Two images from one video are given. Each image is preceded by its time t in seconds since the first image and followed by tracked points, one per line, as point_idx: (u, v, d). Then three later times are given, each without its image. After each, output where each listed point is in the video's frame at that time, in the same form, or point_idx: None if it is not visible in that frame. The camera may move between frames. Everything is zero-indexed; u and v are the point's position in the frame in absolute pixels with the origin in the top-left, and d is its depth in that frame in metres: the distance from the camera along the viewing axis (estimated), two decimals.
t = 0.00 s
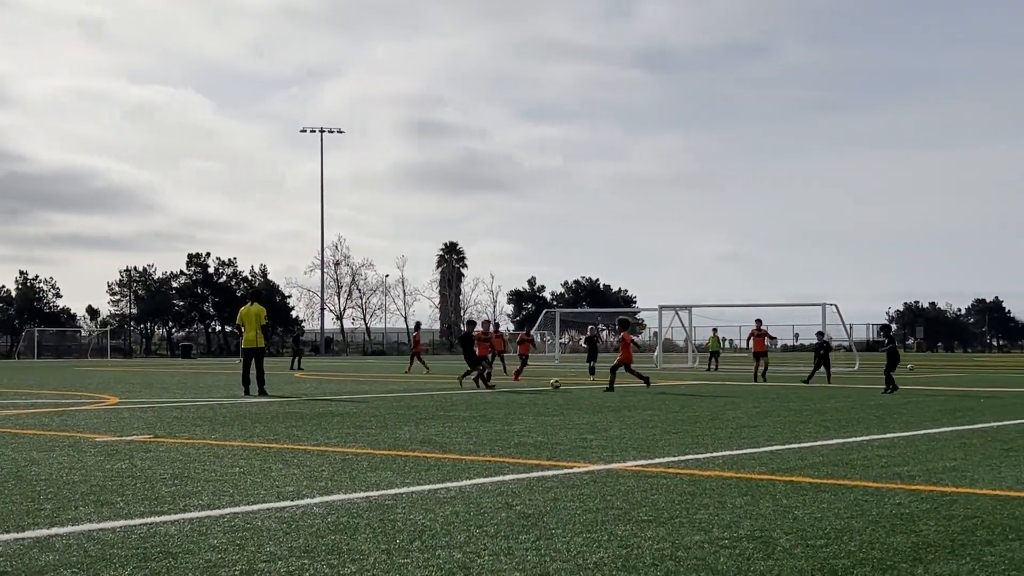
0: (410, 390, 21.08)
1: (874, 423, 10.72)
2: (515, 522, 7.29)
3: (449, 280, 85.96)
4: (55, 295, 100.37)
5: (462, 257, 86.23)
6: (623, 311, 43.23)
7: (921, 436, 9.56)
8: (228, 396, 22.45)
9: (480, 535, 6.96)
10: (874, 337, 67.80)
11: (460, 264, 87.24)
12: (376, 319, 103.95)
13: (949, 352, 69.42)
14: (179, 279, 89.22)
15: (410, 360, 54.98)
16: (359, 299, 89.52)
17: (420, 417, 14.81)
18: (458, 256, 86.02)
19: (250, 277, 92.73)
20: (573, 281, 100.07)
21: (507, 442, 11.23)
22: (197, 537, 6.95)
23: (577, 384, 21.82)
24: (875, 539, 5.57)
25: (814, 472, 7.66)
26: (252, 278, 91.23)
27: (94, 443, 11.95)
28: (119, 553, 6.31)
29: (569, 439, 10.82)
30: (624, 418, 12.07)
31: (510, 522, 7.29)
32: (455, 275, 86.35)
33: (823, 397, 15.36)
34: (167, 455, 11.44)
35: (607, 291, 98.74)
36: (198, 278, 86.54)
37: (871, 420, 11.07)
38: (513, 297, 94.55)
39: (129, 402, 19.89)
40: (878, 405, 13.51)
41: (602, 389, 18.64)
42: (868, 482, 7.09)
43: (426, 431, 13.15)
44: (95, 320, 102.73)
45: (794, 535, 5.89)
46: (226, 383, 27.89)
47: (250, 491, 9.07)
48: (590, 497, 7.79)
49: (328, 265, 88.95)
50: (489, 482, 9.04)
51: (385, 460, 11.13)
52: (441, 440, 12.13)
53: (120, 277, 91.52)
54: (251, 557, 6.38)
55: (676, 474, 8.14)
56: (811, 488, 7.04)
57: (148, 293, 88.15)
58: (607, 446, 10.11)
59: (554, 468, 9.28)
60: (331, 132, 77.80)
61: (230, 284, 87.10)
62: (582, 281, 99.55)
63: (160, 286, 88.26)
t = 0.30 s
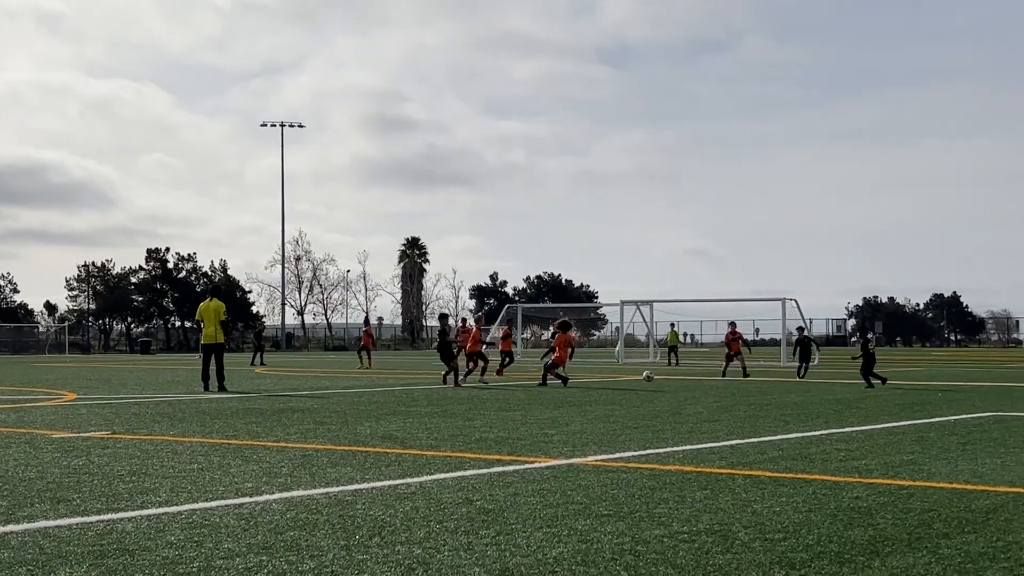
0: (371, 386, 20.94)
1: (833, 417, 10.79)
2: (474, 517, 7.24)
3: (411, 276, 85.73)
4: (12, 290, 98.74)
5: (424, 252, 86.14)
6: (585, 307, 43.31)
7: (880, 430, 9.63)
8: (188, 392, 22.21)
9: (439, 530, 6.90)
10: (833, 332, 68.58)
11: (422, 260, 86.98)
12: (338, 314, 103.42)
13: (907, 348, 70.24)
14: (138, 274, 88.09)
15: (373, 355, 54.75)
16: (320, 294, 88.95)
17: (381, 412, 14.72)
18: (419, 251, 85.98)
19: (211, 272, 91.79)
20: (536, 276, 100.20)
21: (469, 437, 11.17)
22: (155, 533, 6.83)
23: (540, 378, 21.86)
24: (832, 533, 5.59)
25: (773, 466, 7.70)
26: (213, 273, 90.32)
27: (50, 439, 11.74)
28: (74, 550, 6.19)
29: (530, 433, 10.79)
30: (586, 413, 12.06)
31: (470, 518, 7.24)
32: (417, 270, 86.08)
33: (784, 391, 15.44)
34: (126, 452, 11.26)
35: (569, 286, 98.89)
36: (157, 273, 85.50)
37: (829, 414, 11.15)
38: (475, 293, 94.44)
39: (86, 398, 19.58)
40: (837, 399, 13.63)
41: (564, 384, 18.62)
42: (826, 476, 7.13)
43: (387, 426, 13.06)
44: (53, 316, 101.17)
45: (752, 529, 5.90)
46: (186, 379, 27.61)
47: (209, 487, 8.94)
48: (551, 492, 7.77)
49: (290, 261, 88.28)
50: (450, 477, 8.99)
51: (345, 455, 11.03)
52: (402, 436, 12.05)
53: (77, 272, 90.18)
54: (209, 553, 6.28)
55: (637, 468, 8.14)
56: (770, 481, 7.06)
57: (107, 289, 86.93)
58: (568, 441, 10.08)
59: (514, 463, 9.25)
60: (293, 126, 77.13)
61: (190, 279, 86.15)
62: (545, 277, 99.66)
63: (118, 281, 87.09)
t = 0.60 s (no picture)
0: (325, 381, 20.75)
1: (784, 411, 10.87)
2: (427, 513, 7.16)
3: (365, 270, 85.27)
4: None
5: (378, 246, 85.87)
6: (540, 301, 43.34)
7: (831, 424, 9.70)
8: (139, 388, 21.83)
9: (392, 527, 6.81)
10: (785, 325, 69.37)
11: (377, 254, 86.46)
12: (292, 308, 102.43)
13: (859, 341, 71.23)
14: (88, 268, 86.54)
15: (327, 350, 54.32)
16: (274, 288, 88.03)
17: (335, 407, 14.56)
18: (373, 246, 85.62)
19: (163, 266, 90.44)
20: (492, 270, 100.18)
21: (422, 432, 11.09)
22: (102, 531, 6.66)
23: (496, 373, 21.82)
24: (783, 527, 5.60)
25: (725, 460, 7.71)
26: (165, 267, 89.01)
27: None
28: (18, 550, 6.01)
29: (484, 428, 10.73)
30: (539, 408, 12.03)
31: (422, 514, 7.16)
32: (372, 264, 85.57)
33: (736, 385, 15.54)
34: (74, 448, 11.00)
35: (525, 280, 98.98)
36: (108, 267, 84.07)
37: (780, 408, 11.21)
38: (430, 287, 94.11)
39: (33, 394, 19.19)
40: (788, 393, 13.74)
41: (518, 379, 18.58)
42: (777, 470, 7.15)
43: (340, 422, 12.93)
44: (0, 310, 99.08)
45: (704, 523, 5.89)
46: (136, 374, 27.14)
47: (158, 484, 8.76)
48: (504, 487, 7.70)
49: (244, 255, 87.37)
50: (403, 473, 8.90)
51: (298, 451, 10.88)
52: (355, 431, 11.92)
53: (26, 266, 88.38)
54: (159, 552, 6.12)
55: (590, 463, 8.12)
56: (722, 476, 7.07)
57: (56, 283, 85.31)
58: (522, 436, 10.03)
59: (468, 458, 9.18)
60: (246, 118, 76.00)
61: (142, 274, 84.83)
62: (501, 271, 99.61)
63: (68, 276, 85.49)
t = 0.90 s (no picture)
0: (275, 380, 20.46)
1: (733, 410, 10.88)
2: (374, 515, 7.03)
3: (316, 267, 84.49)
4: None
5: (329, 244, 85.31)
6: (492, 298, 43.28)
7: (779, 422, 9.73)
8: (84, 387, 21.36)
9: (338, 530, 6.67)
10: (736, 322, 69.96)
11: (329, 251, 85.73)
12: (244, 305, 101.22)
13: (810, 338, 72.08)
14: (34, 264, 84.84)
15: (279, 348, 53.71)
16: (225, 285, 86.92)
17: (284, 407, 14.34)
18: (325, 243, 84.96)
19: (111, 263, 88.92)
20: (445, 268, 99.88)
21: (371, 432, 10.95)
22: (42, 536, 6.45)
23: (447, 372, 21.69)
24: (730, 527, 5.56)
25: (673, 459, 7.68)
26: (113, 264, 87.52)
27: None
28: None
29: (434, 428, 10.61)
30: (490, 407, 11.93)
31: (369, 516, 7.04)
32: (323, 261, 84.84)
33: (687, 384, 15.58)
34: (16, 450, 10.69)
35: (478, 277, 98.84)
36: (55, 264, 82.47)
37: (729, 406, 11.22)
38: (383, 284, 93.56)
39: None
40: (738, 391, 13.78)
41: (469, 377, 18.48)
42: (726, 470, 7.12)
43: (289, 422, 12.73)
44: None
45: (652, 524, 5.84)
46: (82, 373, 26.57)
47: (102, 486, 8.53)
48: (453, 488, 7.60)
49: (194, 251, 86.17)
50: (351, 474, 8.76)
51: (245, 452, 10.68)
52: (303, 432, 11.72)
53: None
54: (100, 557, 5.94)
55: (539, 463, 8.05)
56: (670, 476, 7.04)
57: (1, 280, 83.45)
58: (472, 436, 9.93)
59: (417, 459, 9.06)
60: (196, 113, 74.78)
61: (90, 271, 83.35)
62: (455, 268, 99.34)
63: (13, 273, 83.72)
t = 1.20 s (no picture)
0: (223, 381, 20.20)
1: (683, 411, 10.92)
2: (322, 517, 6.93)
3: (267, 268, 83.62)
4: None
5: (281, 244, 84.57)
6: (445, 300, 43.24)
7: (730, 423, 9.78)
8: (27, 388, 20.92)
9: (286, 532, 6.57)
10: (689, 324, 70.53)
11: (281, 251, 84.90)
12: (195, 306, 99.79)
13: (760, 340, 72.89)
14: None
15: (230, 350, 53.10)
16: (174, 286, 85.67)
17: (233, 409, 14.16)
18: (276, 243, 84.20)
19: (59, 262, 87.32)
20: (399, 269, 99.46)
21: (321, 433, 10.83)
22: None
23: (398, 373, 21.53)
24: (679, 528, 5.55)
25: (624, 460, 7.67)
26: (61, 264, 85.95)
27: None
28: None
29: (384, 429, 10.52)
30: (441, 408, 11.86)
31: (317, 518, 6.94)
32: (275, 262, 84.03)
33: (636, 385, 15.64)
34: None
35: (432, 279, 98.53)
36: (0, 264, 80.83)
37: (680, 408, 11.26)
38: (335, 285, 92.88)
39: None
40: (688, 393, 13.85)
41: (421, 378, 18.40)
42: (675, 470, 7.13)
43: (238, 423, 12.55)
44: None
45: (601, 524, 5.82)
46: (24, 375, 26.02)
47: (45, 488, 8.33)
48: (402, 489, 7.52)
49: (144, 251, 84.90)
50: (299, 476, 8.63)
51: (193, 454, 10.50)
52: (253, 433, 11.57)
53: None
54: (43, 559, 5.79)
55: (489, 464, 8.00)
56: (620, 477, 7.03)
57: None
58: (423, 437, 9.86)
59: (367, 460, 8.97)
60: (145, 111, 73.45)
61: (37, 270, 81.81)
62: (409, 269, 98.96)
63: None
